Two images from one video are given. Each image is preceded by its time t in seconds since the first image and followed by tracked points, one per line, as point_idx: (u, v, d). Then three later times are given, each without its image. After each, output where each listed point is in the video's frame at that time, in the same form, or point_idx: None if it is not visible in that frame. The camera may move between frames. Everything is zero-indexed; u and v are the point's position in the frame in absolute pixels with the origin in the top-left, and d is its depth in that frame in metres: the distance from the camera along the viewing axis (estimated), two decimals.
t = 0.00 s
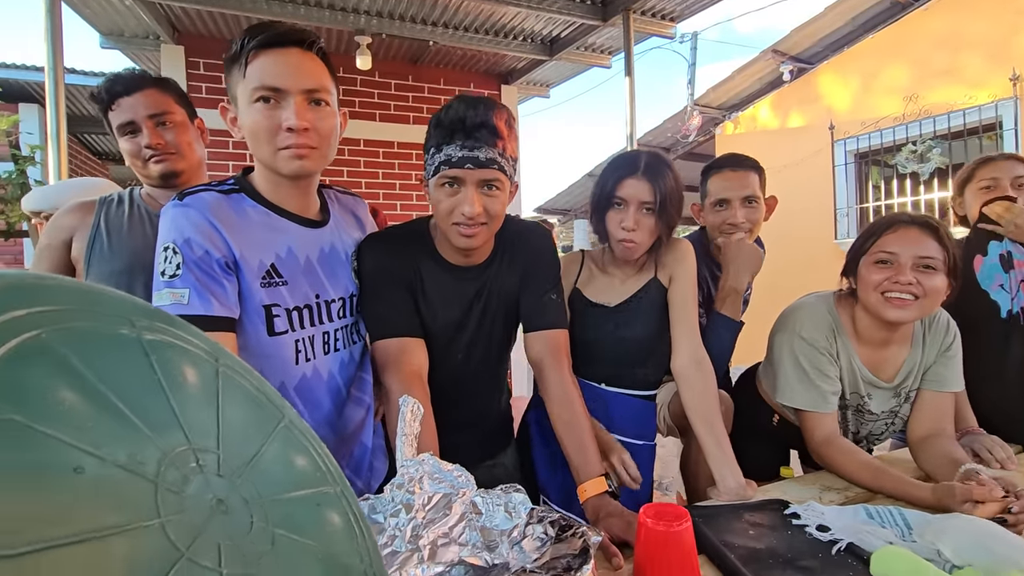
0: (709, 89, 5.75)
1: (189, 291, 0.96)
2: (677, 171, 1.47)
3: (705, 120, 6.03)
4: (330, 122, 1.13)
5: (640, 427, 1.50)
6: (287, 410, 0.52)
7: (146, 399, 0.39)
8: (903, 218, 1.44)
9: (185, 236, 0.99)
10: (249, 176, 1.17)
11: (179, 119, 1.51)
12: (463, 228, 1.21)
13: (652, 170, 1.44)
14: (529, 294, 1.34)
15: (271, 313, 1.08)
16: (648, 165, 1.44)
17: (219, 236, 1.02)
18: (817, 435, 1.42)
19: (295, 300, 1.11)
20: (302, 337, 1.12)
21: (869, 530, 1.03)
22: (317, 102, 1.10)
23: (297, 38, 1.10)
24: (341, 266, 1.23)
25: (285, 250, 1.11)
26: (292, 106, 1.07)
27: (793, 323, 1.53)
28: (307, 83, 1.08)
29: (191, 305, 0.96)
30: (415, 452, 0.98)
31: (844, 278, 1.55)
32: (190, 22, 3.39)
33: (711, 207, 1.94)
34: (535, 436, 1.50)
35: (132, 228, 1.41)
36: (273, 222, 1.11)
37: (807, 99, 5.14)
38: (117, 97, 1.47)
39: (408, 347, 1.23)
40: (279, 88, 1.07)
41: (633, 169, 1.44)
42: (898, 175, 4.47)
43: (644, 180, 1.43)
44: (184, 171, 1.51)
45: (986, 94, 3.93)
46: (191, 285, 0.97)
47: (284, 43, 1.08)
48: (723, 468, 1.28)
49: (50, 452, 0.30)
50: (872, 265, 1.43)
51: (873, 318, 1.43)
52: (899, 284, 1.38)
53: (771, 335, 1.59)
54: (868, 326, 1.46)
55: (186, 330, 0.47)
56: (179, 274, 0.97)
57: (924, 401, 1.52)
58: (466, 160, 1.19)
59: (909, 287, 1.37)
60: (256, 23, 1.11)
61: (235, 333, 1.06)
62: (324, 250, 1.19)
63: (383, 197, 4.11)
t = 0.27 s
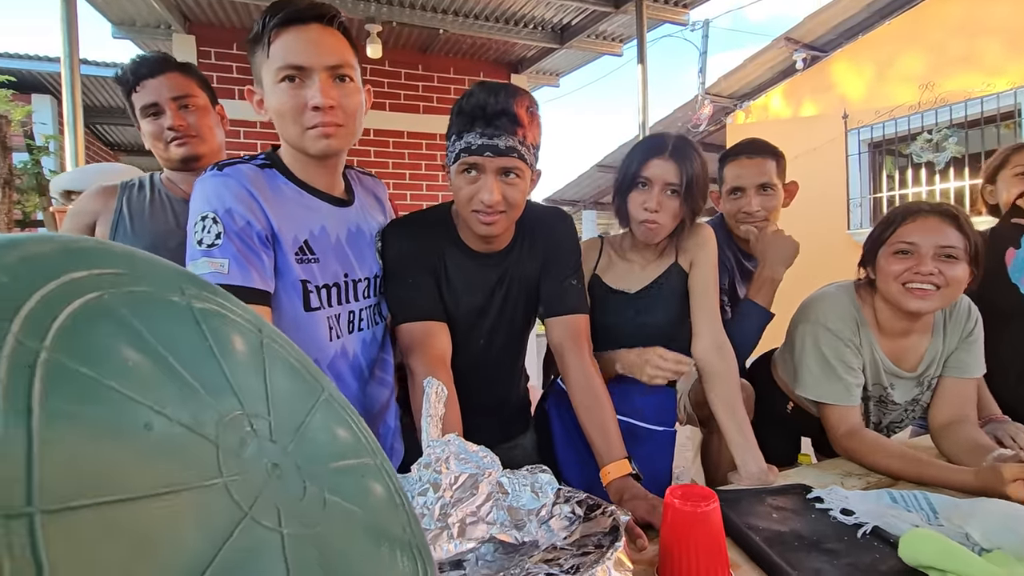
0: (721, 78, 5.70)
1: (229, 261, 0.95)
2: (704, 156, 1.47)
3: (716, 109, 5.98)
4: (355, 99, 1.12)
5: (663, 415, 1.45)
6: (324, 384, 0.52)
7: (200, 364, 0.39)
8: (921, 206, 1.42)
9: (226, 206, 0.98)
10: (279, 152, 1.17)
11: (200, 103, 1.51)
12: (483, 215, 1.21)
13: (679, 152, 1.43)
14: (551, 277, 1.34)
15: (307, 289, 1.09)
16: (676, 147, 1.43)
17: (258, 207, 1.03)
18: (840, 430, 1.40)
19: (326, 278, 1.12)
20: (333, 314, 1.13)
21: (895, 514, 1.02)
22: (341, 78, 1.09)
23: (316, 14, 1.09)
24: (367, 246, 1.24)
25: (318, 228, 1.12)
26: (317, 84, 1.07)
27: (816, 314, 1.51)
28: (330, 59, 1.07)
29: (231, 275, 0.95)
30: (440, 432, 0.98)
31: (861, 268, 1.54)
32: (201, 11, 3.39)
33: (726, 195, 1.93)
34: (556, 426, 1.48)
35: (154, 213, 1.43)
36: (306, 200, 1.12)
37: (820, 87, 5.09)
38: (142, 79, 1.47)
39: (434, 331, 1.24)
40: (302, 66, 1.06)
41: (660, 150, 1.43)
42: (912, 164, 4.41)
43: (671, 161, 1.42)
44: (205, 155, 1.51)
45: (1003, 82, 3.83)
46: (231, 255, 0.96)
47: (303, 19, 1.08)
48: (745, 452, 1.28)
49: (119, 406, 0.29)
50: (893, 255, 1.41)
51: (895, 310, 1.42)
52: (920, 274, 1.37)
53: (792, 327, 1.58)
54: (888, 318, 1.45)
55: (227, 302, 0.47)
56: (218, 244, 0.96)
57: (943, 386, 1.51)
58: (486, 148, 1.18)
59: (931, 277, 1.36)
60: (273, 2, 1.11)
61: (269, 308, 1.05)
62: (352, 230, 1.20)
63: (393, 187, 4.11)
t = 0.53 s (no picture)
0: (729, 70, 5.67)
1: (253, 252, 0.97)
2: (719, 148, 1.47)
3: (724, 102, 5.96)
4: (375, 92, 1.13)
5: (675, 406, 1.50)
6: (356, 370, 0.53)
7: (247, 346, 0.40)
8: (924, 203, 1.42)
9: (252, 197, 1.00)
10: (300, 142, 1.18)
11: (219, 98, 1.53)
12: (497, 208, 1.22)
13: (694, 142, 1.43)
14: (564, 271, 1.35)
15: (329, 280, 1.10)
16: (691, 137, 1.43)
17: (283, 199, 1.05)
18: (848, 423, 1.40)
19: (347, 269, 1.14)
20: (351, 305, 1.15)
21: (907, 503, 1.03)
22: (362, 71, 1.10)
23: (336, 7, 1.10)
24: (385, 238, 1.26)
25: (339, 220, 1.14)
26: (338, 78, 1.08)
27: (818, 307, 1.52)
28: (350, 52, 1.08)
29: (254, 266, 0.96)
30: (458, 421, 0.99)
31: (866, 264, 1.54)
32: (209, 4, 3.39)
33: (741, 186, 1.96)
34: (568, 417, 1.50)
35: (174, 206, 1.46)
36: (328, 191, 1.13)
37: (829, 80, 5.06)
38: (163, 73, 1.49)
39: (450, 322, 1.26)
40: (324, 59, 1.07)
41: (675, 139, 1.43)
42: (921, 157, 4.38)
43: (685, 151, 1.43)
44: (222, 149, 1.53)
45: (1015, 73, 3.75)
46: (255, 246, 0.97)
47: (323, 11, 1.09)
48: (757, 443, 1.30)
49: (179, 383, 0.30)
50: (893, 255, 1.42)
51: (895, 309, 1.43)
52: (919, 275, 1.37)
53: (796, 320, 1.59)
54: (890, 315, 1.45)
55: (266, 289, 0.48)
56: (242, 234, 0.97)
57: (950, 378, 1.52)
58: (499, 143, 1.19)
59: (929, 278, 1.37)
60: None
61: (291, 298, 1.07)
62: (370, 221, 1.22)
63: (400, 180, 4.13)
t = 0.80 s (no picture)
0: (731, 66, 5.66)
1: (257, 250, 0.96)
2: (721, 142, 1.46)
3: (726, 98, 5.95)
4: (384, 86, 1.14)
5: (682, 403, 1.49)
6: (366, 365, 0.53)
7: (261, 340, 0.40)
8: (920, 202, 1.41)
9: (256, 195, 0.99)
10: (304, 137, 1.18)
11: (224, 94, 1.54)
12: (500, 204, 1.21)
13: (696, 136, 1.43)
14: (567, 266, 1.35)
15: (334, 276, 1.10)
16: (692, 131, 1.43)
17: (288, 196, 1.04)
18: (853, 420, 1.40)
19: (354, 264, 1.14)
20: (358, 301, 1.14)
21: (913, 498, 1.03)
22: (372, 65, 1.11)
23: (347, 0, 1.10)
24: (389, 233, 1.26)
25: (345, 216, 1.14)
26: (349, 71, 1.08)
27: (815, 304, 1.53)
28: (361, 46, 1.09)
29: (258, 264, 0.96)
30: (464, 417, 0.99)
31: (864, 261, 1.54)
32: (210, 1, 3.39)
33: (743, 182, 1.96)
34: (573, 414, 1.50)
35: (179, 203, 1.47)
36: (333, 187, 1.13)
37: (832, 75, 5.05)
38: (169, 68, 1.49)
39: (455, 318, 1.26)
40: (335, 52, 1.07)
41: (677, 134, 1.43)
42: (924, 153, 4.36)
43: (688, 145, 1.42)
44: (228, 145, 1.53)
45: (1017, 68, 3.72)
46: (259, 244, 0.97)
47: (335, 5, 1.09)
48: (762, 439, 1.30)
49: (198, 377, 0.30)
50: (887, 254, 1.42)
51: (890, 308, 1.44)
52: (912, 274, 1.37)
53: (795, 318, 1.60)
54: (889, 314, 1.45)
55: (278, 284, 0.48)
56: (247, 232, 0.97)
57: (954, 374, 1.52)
58: (502, 138, 1.19)
59: (922, 278, 1.36)
60: None
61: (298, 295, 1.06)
62: (374, 217, 1.22)
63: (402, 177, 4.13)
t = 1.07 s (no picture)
0: (729, 65, 5.66)
1: (272, 253, 0.96)
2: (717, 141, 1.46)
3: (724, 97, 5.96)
4: (394, 98, 1.14)
5: (684, 403, 1.51)
6: (371, 371, 0.53)
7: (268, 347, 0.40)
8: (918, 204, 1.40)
9: (271, 199, 0.99)
10: (313, 145, 1.17)
11: (227, 98, 1.55)
12: (504, 205, 1.22)
13: (691, 137, 1.43)
14: (571, 267, 1.34)
15: (343, 281, 1.10)
16: (687, 132, 1.43)
17: (303, 202, 1.04)
18: (853, 419, 1.41)
19: (362, 269, 1.15)
20: (366, 305, 1.15)
21: (915, 498, 1.04)
22: (384, 78, 1.11)
23: (362, 15, 1.11)
24: (390, 239, 1.27)
25: (352, 221, 1.15)
26: (362, 82, 1.08)
27: (814, 304, 1.53)
28: (374, 59, 1.09)
29: (273, 267, 0.96)
30: (466, 419, 0.99)
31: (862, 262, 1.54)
32: (207, 2, 3.38)
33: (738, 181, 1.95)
34: (574, 414, 1.50)
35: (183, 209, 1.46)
36: (342, 194, 1.14)
37: (830, 74, 5.06)
38: (173, 71, 1.51)
39: (458, 320, 1.26)
40: (348, 63, 1.07)
41: (672, 135, 1.43)
42: (923, 151, 4.34)
43: (683, 146, 1.42)
44: (229, 150, 1.53)
45: (1015, 66, 3.74)
46: (274, 247, 0.97)
47: (351, 18, 1.09)
48: (763, 439, 1.30)
49: (207, 388, 0.31)
50: (885, 256, 1.42)
51: (887, 310, 1.44)
52: (908, 278, 1.37)
53: (794, 318, 1.60)
54: (886, 316, 1.46)
55: (283, 290, 0.48)
56: (261, 235, 0.97)
57: (953, 373, 1.52)
58: (506, 140, 1.19)
59: (920, 281, 1.37)
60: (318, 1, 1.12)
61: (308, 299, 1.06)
62: (376, 223, 1.23)
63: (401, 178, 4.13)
